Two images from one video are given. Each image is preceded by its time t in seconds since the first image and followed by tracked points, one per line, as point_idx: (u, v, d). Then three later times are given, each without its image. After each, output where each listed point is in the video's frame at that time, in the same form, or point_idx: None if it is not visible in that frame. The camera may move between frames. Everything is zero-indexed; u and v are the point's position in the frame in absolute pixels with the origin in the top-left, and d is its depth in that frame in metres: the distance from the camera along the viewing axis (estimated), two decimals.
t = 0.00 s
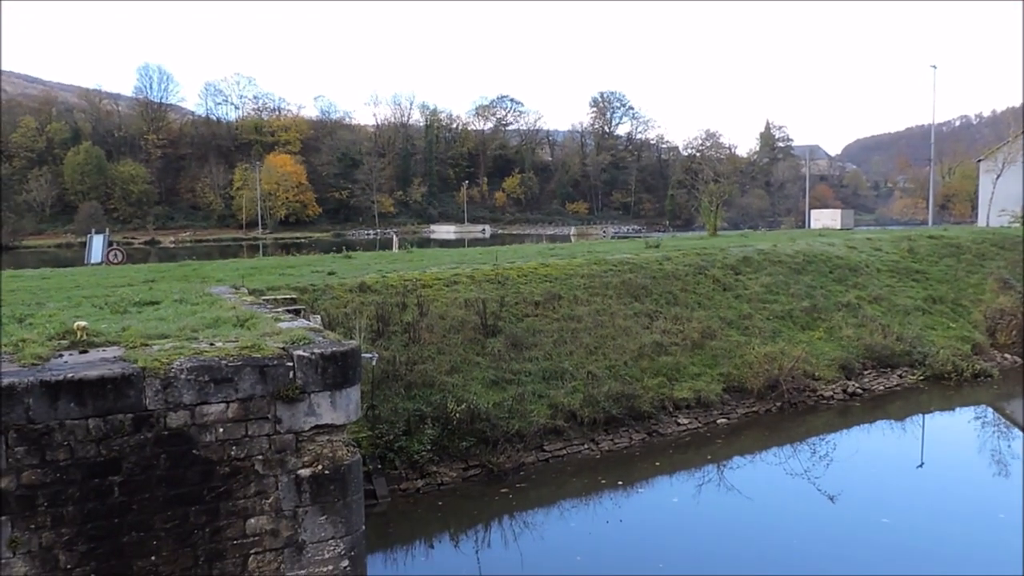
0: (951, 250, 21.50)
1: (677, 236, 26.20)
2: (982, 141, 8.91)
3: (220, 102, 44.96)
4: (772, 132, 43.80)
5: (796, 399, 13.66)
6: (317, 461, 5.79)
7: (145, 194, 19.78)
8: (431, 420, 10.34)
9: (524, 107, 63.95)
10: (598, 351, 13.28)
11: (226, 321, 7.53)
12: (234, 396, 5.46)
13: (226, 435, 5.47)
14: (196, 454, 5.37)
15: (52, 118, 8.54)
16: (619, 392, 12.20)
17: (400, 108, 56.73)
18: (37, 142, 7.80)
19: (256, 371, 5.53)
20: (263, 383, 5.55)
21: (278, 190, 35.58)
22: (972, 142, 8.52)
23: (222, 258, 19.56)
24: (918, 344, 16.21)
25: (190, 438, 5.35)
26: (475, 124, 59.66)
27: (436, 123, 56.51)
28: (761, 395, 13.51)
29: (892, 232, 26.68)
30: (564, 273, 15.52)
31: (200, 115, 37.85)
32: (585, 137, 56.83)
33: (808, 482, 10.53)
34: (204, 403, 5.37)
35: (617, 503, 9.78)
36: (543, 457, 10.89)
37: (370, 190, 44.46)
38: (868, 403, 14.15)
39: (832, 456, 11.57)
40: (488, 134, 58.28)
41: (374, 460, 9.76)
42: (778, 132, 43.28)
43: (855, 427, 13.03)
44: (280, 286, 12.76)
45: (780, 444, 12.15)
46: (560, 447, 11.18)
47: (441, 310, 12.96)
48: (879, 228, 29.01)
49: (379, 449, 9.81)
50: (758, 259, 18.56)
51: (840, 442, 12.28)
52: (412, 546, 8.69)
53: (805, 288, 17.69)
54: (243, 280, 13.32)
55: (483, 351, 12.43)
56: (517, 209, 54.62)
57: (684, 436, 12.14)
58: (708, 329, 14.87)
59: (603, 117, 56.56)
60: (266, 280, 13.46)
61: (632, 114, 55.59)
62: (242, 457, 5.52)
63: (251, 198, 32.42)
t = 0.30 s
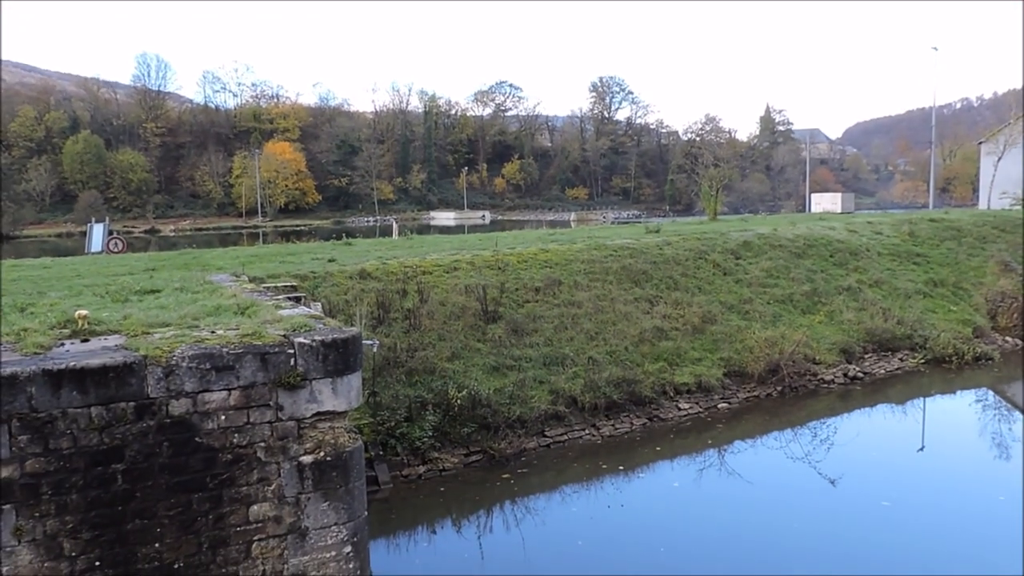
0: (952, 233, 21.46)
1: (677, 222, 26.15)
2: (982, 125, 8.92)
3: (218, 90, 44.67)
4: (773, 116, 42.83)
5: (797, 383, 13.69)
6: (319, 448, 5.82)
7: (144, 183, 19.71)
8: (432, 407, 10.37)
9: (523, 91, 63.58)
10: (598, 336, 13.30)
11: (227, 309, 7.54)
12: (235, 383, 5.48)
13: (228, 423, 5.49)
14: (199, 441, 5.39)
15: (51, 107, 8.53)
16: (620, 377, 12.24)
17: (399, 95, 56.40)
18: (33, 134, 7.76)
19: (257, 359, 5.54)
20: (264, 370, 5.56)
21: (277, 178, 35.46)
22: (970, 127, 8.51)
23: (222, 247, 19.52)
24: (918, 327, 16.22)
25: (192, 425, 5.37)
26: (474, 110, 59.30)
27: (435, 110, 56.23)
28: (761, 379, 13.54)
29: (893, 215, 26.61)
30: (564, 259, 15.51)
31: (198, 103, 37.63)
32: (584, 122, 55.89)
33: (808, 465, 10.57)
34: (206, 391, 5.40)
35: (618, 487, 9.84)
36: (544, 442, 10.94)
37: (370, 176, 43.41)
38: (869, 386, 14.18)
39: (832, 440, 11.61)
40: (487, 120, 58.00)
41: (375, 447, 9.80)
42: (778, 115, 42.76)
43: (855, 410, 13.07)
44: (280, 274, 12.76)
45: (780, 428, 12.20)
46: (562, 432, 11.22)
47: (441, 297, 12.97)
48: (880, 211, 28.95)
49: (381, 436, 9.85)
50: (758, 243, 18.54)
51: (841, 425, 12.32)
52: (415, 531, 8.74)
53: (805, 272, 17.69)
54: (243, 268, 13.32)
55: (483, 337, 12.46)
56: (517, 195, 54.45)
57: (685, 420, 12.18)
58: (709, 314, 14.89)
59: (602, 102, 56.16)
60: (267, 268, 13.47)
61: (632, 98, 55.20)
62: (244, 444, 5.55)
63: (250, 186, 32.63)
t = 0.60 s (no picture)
0: (948, 220, 21.47)
1: (674, 210, 26.13)
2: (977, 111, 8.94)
3: (212, 80, 44.40)
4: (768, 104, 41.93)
5: (793, 370, 13.73)
6: (317, 437, 5.82)
7: (138, 172, 19.63)
8: (429, 396, 10.38)
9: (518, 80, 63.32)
10: (595, 324, 13.31)
11: (223, 298, 7.52)
12: (232, 373, 5.47)
13: (225, 413, 5.49)
14: (196, 431, 5.39)
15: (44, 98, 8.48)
16: (617, 365, 12.26)
17: (395, 83, 56.15)
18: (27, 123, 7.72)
19: (254, 348, 5.53)
20: (261, 359, 5.55)
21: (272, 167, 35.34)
22: (965, 114, 8.53)
23: (218, 236, 19.47)
24: (915, 314, 16.25)
25: (190, 415, 5.37)
26: (470, 99, 58.96)
27: (430, 99, 56.02)
28: (758, 367, 13.57)
29: (889, 202, 26.60)
30: (561, 247, 15.50)
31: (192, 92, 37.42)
32: (581, 111, 54.68)
33: (804, 452, 10.61)
34: (203, 380, 5.39)
35: (615, 475, 9.87)
36: (542, 430, 10.96)
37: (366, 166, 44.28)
38: (865, 373, 14.23)
39: (829, 427, 11.66)
40: (483, 109, 57.82)
41: (373, 435, 9.82)
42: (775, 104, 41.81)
43: (851, 397, 13.12)
44: (276, 264, 12.73)
45: (777, 415, 12.24)
46: (559, 420, 11.23)
47: (438, 285, 12.96)
48: (877, 199, 28.94)
49: (378, 424, 9.87)
50: (755, 231, 18.54)
51: (837, 413, 12.37)
52: (413, 519, 8.76)
53: (801, 260, 17.71)
54: (239, 258, 13.29)
55: (480, 325, 12.46)
56: (513, 183, 54.39)
57: (682, 408, 12.21)
58: (706, 302, 14.90)
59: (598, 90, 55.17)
60: (263, 258, 13.45)
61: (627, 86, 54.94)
62: (241, 434, 5.55)
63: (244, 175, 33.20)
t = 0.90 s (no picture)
0: (940, 207, 21.55)
1: (666, 199, 26.13)
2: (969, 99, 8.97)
3: (200, 70, 44.00)
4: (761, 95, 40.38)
5: (785, 357, 13.80)
6: (310, 427, 5.83)
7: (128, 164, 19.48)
8: (422, 385, 10.40)
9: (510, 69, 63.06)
10: (588, 313, 13.35)
11: (215, 289, 7.50)
12: (224, 364, 5.47)
13: (218, 403, 5.49)
14: (189, 422, 5.39)
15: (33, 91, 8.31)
16: (610, 354, 12.30)
17: (386, 74, 55.81)
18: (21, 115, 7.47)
19: (246, 339, 5.53)
20: (254, 350, 5.55)
21: (263, 158, 35.08)
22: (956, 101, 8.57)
23: (209, 228, 19.35)
24: (906, 301, 16.35)
25: (182, 406, 5.36)
26: (461, 88, 58.42)
27: (421, 88, 55.68)
28: (750, 354, 13.64)
29: (880, 189, 26.67)
30: (553, 237, 15.50)
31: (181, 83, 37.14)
32: (571, 100, 55.54)
33: (797, 439, 10.69)
34: (196, 371, 5.39)
35: (609, 463, 9.93)
36: (535, 419, 10.99)
37: (358, 156, 44.16)
38: (856, 360, 14.33)
39: (821, 414, 11.73)
40: (474, 99, 57.61)
41: (366, 425, 9.84)
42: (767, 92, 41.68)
43: (843, 385, 13.21)
44: (268, 255, 12.68)
45: (769, 403, 12.32)
46: (552, 409, 11.27)
47: (431, 275, 12.96)
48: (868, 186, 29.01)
49: (372, 415, 9.89)
50: (747, 219, 18.59)
51: (829, 400, 12.45)
52: (407, 509, 8.79)
53: (793, 248, 17.77)
54: (231, 249, 13.23)
55: (473, 315, 12.48)
56: (504, 173, 53.86)
57: (675, 396, 12.27)
58: (698, 290, 14.96)
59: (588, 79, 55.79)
60: (255, 248, 13.40)
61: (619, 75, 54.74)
62: (234, 425, 5.55)
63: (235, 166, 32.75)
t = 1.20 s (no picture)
0: (919, 197, 21.78)
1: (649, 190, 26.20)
2: (950, 89, 9.11)
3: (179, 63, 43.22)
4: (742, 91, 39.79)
5: (767, 348, 13.94)
6: (294, 421, 5.84)
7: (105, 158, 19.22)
8: (407, 378, 10.41)
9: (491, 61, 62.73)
10: (571, 305, 13.41)
11: (196, 283, 7.47)
12: (207, 358, 5.46)
13: (201, 398, 5.48)
14: (172, 417, 5.38)
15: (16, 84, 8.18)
16: (593, 346, 12.38)
17: (367, 66, 55.22)
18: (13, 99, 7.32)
19: (228, 333, 5.51)
20: (236, 345, 5.54)
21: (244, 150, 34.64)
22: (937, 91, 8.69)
23: (190, 221, 19.14)
24: (886, 291, 16.54)
25: (165, 401, 5.35)
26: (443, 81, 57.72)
27: (404, 80, 55.10)
28: (733, 345, 13.77)
29: (860, 180, 26.91)
30: (536, 229, 15.52)
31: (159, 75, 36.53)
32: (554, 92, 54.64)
33: (779, 429, 10.81)
34: (178, 366, 5.37)
35: (593, 454, 10.00)
36: (519, 412, 11.04)
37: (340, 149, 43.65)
38: (838, 350, 14.50)
39: (803, 403, 11.88)
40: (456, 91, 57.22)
41: (351, 419, 9.84)
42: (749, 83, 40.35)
43: (825, 374, 13.38)
44: (250, 249, 12.60)
45: (752, 393, 12.45)
46: (536, 401, 11.32)
47: (414, 268, 12.95)
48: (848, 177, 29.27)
49: (356, 408, 9.89)
50: (728, 210, 18.72)
51: (811, 389, 12.61)
52: (392, 502, 8.80)
53: (775, 238, 17.92)
54: (212, 243, 13.11)
55: (457, 308, 12.49)
56: (488, 165, 53.32)
57: (658, 387, 12.37)
58: (681, 281, 15.06)
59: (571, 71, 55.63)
60: (237, 243, 13.30)
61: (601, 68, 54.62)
62: (217, 419, 5.55)
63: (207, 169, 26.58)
